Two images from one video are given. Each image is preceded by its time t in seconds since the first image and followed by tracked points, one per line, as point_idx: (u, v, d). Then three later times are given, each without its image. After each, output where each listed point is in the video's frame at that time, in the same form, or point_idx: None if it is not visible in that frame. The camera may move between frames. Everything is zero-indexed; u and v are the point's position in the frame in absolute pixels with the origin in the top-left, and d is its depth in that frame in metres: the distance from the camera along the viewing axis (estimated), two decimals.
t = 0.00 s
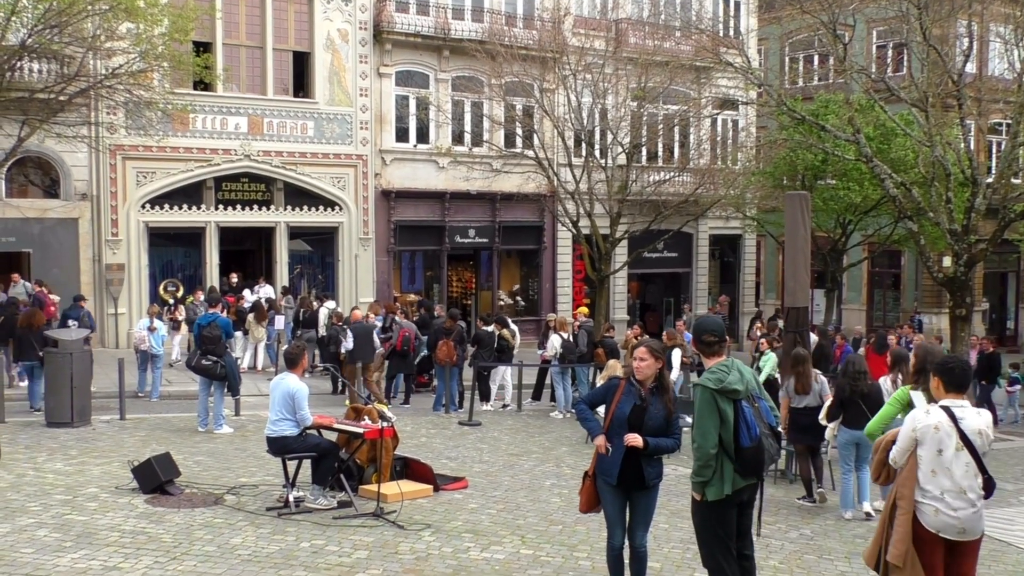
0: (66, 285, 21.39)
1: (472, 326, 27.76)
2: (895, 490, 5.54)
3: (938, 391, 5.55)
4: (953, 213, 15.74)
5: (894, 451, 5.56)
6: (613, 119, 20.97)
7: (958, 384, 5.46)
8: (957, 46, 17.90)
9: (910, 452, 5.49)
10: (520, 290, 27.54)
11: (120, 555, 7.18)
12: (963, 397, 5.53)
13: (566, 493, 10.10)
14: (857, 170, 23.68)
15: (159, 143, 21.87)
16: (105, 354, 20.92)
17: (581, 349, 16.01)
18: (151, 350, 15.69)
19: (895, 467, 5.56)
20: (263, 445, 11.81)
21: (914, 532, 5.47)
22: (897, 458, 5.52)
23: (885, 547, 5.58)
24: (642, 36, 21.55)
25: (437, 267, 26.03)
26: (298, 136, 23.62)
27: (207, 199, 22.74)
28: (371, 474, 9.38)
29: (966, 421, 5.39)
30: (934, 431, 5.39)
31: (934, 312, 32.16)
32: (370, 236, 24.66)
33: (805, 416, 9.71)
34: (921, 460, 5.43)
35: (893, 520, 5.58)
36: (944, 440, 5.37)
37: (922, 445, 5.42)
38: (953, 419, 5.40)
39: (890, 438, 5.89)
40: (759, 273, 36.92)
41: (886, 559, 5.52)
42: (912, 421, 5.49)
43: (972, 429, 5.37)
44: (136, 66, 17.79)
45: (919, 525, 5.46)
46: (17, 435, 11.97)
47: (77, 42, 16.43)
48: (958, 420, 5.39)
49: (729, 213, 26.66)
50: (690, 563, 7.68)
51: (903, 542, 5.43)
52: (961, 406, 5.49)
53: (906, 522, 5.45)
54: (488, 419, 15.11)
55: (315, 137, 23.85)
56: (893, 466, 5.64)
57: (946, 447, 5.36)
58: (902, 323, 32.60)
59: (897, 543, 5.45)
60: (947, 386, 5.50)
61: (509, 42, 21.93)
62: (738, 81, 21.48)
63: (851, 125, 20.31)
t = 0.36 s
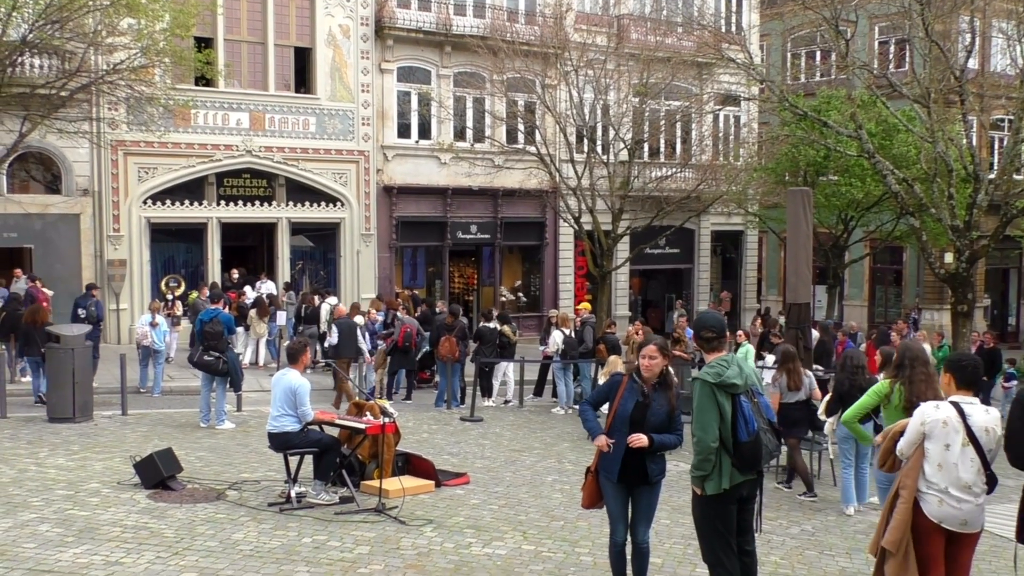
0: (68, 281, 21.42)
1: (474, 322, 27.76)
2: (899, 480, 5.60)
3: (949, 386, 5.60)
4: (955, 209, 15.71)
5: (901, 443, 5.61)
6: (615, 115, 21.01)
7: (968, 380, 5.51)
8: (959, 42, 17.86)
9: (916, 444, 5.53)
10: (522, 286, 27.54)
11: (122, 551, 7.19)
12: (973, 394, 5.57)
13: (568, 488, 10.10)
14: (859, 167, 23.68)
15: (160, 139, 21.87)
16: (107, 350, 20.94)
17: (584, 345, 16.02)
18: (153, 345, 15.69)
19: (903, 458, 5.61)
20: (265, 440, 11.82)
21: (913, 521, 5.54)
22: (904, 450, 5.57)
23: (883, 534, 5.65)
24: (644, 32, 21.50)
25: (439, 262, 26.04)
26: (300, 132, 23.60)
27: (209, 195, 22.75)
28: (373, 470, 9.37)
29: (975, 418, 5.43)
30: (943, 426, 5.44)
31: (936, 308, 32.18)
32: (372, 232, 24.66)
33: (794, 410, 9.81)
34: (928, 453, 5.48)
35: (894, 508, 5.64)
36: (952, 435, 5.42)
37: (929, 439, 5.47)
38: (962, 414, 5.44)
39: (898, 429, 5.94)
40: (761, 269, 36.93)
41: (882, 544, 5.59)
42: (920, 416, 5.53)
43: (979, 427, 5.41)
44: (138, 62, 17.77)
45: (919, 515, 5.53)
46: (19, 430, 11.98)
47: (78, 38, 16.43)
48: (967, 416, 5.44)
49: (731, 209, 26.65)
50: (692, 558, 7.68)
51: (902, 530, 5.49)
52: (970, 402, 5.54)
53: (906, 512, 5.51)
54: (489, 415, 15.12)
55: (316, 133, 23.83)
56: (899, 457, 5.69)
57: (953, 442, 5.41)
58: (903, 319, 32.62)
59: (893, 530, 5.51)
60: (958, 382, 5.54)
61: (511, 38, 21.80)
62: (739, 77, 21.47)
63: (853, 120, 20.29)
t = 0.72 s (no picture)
0: (71, 276, 21.47)
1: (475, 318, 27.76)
2: (911, 475, 5.60)
3: (959, 381, 5.61)
4: (958, 205, 15.67)
5: (911, 437, 5.62)
6: (617, 110, 21.00)
7: (979, 375, 5.53)
8: (962, 37, 17.80)
9: (926, 438, 5.54)
10: (524, 282, 27.53)
11: (125, 545, 7.21)
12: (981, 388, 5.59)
13: (570, 484, 10.11)
14: (862, 162, 23.63)
15: (162, 134, 21.87)
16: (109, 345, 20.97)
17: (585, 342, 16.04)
18: (155, 341, 15.70)
19: (912, 452, 5.62)
20: (267, 436, 11.83)
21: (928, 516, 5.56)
22: (914, 444, 5.58)
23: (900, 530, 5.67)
24: (646, 27, 21.46)
25: (441, 258, 26.05)
26: (302, 128, 23.59)
27: (211, 190, 22.77)
28: (374, 466, 9.42)
29: (983, 413, 5.46)
30: (953, 421, 5.45)
31: (938, 304, 32.15)
32: (374, 228, 24.66)
33: (779, 399, 10.61)
34: (938, 448, 5.49)
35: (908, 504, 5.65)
36: (961, 429, 5.44)
37: (939, 433, 5.48)
38: (971, 409, 5.46)
39: (907, 423, 5.95)
40: (763, 265, 36.90)
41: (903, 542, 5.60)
42: (931, 410, 5.53)
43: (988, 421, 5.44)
44: (139, 57, 17.76)
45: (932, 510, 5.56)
46: (22, 425, 11.99)
47: (80, 33, 16.43)
48: (977, 411, 5.46)
49: (733, 204, 26.62)
50: (693, 554, 7.69)
51: (921, 526, 5.51)
52: (979, 396, 5.55)
53: (923, 508, 5.52)
54: (491, 411, 15.12)
55: (318, 128, 23.81)
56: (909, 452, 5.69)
57: (963, 436, 5.43)
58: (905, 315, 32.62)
59: (915, 528, 5.54)
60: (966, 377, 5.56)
61: (513, 32, 21.46)
62: (742, 72, 21.44)
63: (855, 116, 20.24)
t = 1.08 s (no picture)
0: (73, 272, 21.48)
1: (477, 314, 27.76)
2: (911, 469, 5.67)
3: (956, 377, 5.64)
4: (960, 201, 15.63)
5: (909, 433, 5.69)
6: (619, 106, 20.95)
7: (974, 371, 5.53)
8: (965, 33, 17.75)
9: (923, 434, 5.61)
10: (526, 278, 27.54)
11: (128, 540, 7.22)
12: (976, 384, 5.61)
13: (572, 480, 10.11)
14: (864, 158, 23.60)
15: (165, 130, 21.88)
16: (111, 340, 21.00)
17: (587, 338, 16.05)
18: (158, 336, 15.75)
19: (912, 448, 5.69)
20: (269, 431, 11.84)
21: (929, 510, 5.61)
22: (912, 440, 5.65)
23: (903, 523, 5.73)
24: (648, 22, 21.41)
25: (443, 254, 26.06)
26: (304, 123, 23.58)
27: (213, 185, 22.77)
28: (376, 461, 9.40)
29: (979, 408, 5.48)
30: (949, 416, 5.49)
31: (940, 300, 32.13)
32: (376, 223, 24.66)
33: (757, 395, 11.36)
34: (936, 443, 5.55)
35: (910, 498, 5.71)
36: (957, 425, 5.47)
37: (936, 429, 5.54)
38: (967, 405, 5.49)
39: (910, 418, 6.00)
40: (765, 261, 36.87)
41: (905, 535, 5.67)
42: (927, 406, 5.59)
43: (983, 416, 5.46)
44: (141, 52, 17.75)
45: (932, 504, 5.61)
46: (24, 420, 12.00)
47: (82, 28, 16.42)
48: (971, 407, 5.48)
49: (735, 200, 26.59)
50: (695, 550, 7.69)
51: (921, 520, 5.57)
52: (975, 393, 5.57)
53: (923, 502, 5.58)
54: (493, 406, 15.15)
55: (320, 123, 23.80)
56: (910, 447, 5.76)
57: (958, 431, 5.46)
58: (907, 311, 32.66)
59: (915, 522, 5.59)
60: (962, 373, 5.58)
61: (514, 28, 21.62)
62: (744, 68, 21.42)
63: (857, 112, 20.18)
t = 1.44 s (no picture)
0: (75, 268, 21.50)
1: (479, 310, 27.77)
2: (906, 465, 5.70)
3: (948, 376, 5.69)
4: (963, 197, 15.58)
5: (904, 430, 5.74)
6: (622, 101, 20.91)
7: (966, 369, 5.58)
8: (968, 28, 17.70)
9: (918, 431, 5.65)
10: (528, 273, 27.52)
11: (131, 535, 7.22)
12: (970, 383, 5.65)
13: (573, 475, 10.11)
14: (867, 154, 23.60)
15: (167, 125, 21.86)
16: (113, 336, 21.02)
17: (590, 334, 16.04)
18: (160, 332, 15.74)
19: (906, 444, 5.73)
20: (272, 427, 11.85)
21: (922, 504, 5.60)
22: (906, 436, 5.69)
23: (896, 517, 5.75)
24: (651, 18, 21.38)
25: (446, 249, 26.06)
26: (306, 119, 23.57)
27: (215, 181, 22.77)
28: (379, 456, 9.43)
29: (971, 405, 5.51)
30: (940, 414, 5.54)
31: (942, 297, 32.15)
32: (378, 219, 24.65)
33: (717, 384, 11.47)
34: (929, 440, 5.58)
35: (903, 494, 5.72)
36: (949, 421, 5.51)
37: (929, 426, 5.58)
38: (959, 401, 5.53)
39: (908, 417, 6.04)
40: (768, 257, 36.85)
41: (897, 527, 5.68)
42: (920, 404, 5.65)
43: (975, 413, 5.48)
44: (143, 47, 17.72)
45: (925, 499, 5.60)
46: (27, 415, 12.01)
47: (83, 24, 16.39)
48: (963, 403, 5.52)
49: (738, 196, 26.58)
50: (696, 544, 7.70)
51: (913, 513, 5.58)
52: (968, 391, 5.61)
53: (915, 496, 5.59)
54: (496, 402, 15.15)
55: (322, 119, 23.80)
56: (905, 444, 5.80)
57: (950, 428, 5.50)
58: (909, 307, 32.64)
59: (906, 514, 5.60)
60: (955, 371, 5.63)
61: (517, 24, 21.77)
62: (748, 64, 21.40)
63: (860, 108, 20.16)
